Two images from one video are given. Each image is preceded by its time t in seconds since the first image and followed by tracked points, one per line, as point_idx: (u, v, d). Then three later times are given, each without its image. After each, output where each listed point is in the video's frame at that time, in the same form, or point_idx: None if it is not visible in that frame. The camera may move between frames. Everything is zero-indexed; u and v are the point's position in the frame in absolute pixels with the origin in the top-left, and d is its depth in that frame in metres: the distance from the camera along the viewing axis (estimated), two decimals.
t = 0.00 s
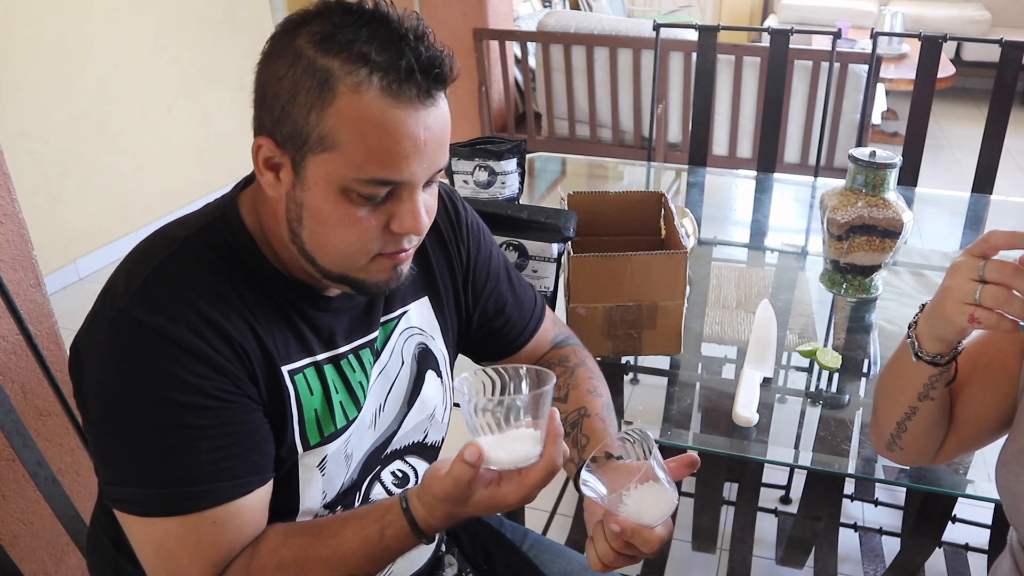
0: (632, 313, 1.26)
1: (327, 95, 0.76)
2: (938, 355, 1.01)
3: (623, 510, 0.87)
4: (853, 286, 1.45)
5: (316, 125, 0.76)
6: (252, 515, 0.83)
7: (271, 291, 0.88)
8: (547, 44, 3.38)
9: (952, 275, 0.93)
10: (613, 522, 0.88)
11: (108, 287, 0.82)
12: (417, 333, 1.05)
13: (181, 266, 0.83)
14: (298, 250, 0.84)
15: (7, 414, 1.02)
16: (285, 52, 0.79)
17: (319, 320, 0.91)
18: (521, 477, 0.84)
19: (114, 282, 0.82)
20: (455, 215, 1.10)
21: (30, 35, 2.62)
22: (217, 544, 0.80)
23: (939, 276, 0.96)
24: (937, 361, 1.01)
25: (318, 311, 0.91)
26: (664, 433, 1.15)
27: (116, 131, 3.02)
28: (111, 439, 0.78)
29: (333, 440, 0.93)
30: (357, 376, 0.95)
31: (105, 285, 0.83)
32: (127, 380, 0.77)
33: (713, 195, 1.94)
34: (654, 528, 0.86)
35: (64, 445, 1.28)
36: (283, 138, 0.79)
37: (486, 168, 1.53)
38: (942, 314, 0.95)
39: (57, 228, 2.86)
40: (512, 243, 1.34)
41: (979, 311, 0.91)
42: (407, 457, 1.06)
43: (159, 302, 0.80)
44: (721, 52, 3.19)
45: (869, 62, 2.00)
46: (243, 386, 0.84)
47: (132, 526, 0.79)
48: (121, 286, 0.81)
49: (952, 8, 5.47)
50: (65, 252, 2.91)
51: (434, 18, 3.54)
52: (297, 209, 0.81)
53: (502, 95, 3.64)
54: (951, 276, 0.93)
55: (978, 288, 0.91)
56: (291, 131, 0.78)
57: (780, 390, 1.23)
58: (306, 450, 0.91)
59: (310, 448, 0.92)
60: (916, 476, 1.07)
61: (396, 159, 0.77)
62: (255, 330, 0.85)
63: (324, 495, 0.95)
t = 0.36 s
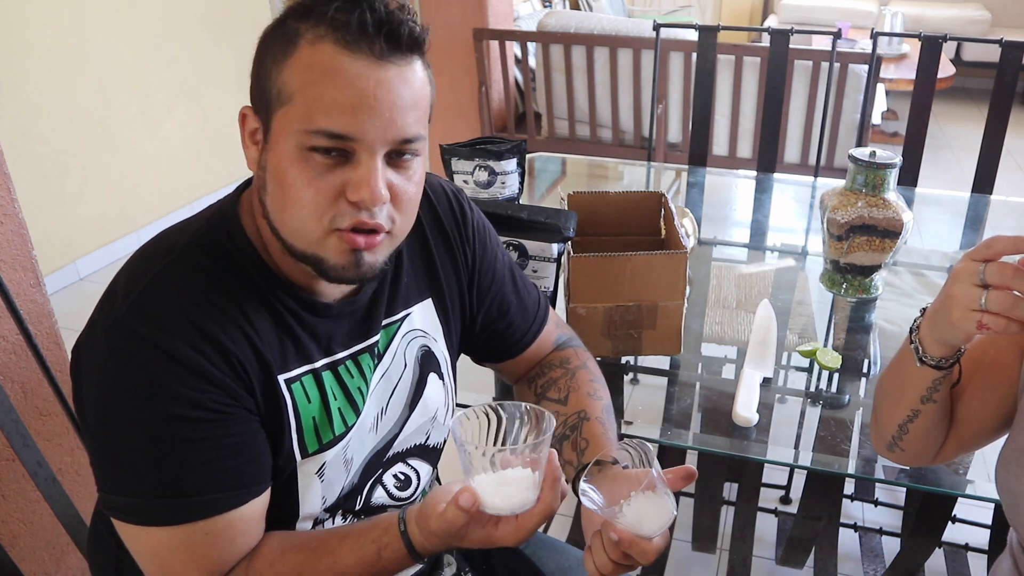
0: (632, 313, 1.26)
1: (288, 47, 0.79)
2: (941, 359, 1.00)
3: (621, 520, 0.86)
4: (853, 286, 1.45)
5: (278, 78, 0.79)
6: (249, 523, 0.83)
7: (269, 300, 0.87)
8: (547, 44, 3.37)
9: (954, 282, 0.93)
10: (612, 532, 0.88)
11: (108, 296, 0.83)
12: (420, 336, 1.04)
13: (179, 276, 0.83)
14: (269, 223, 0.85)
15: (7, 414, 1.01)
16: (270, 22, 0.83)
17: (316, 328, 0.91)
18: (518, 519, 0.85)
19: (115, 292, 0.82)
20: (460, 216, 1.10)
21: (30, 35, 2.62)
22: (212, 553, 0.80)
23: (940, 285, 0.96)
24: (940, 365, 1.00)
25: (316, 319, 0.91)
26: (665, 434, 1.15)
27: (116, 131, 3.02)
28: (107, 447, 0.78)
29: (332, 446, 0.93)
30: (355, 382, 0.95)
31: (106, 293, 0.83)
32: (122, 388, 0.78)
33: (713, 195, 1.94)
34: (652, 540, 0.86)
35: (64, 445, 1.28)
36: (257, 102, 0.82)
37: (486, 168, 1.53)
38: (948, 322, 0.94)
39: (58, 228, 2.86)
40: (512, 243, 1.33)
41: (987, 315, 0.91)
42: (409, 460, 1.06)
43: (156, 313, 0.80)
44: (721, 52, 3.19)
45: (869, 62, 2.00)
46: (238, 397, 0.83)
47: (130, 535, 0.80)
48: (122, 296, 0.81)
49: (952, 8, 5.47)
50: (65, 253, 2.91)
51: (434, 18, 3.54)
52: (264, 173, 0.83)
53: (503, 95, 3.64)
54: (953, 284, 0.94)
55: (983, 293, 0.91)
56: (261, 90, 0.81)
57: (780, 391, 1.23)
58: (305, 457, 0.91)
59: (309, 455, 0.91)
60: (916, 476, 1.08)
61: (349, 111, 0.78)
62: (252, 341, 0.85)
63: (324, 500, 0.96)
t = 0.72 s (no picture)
0: (632, 313, 1.26)
1: (303, 48, 0.79)
2: (942, 361, 1.00)
3: (624, 520, 0.86)
4: (853, 286, 1.45)
5: (290, 79, 0.80)
6: (253, 534, 0.83)
7: (276, 310, 0.87)
8: (547, 44, 3.37)
9: (955, 283, 0.93)
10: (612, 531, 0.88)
11: (112, 304, 0.82)
12: (424, 341, 1.04)
13: (186, 286, 0.82)
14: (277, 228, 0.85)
15: (7, 414, 1.01)
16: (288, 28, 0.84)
17: (323, 336, 0.91)
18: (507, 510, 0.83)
19: (119, 300, 0.82)
20: (465, 219, 1.10)
21: (30, 35, 2.62)
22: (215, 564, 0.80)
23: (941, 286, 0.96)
24: (941, 366, 1.00)
25: (324, 327, 0.91)
26: (667, 434, 1.15)
27: (115, 131, 3.02)
28: (112, 458, 0.78)
29: (337, 455, 0.93)
30: (359, 391, 0.95)
31: (110, 301, 0.82)
32: (128, 399, 0.77)
33: (713, 195, 1.94)
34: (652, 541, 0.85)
35: (64, 444, 1.28)
36: (270, 103, 0.83)
37: (486, 168, 1.53)
38: (948, 323, 0.94)
39: (57, 228, 2.86)
40: (512, 243, 1.33)
41: (988, 317, 0.91)
42: (414, 467, 1.07)
43: (162, 323, 0.80)
44: (721, 52, 3.19)
45: (869, 62, 2.00)
46: (245, 408, 0.83)
47: (134, 545, 0.80)
48: (126, 305, 0.81)
49: (952, 9, 5.47)
50: (65, 252, 2.91)
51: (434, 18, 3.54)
52: (274, 176, 0.83)
53: (503, 95, 3.64)
54: (953, 285, 0.93)
55: (983, 294, 0.91)
56: (275, 92, 0.82)
57: (780, 391, 1.23)
58: (310, 466, 0.92)
59: (314, 464, 0.92)
60: (916, 476, 1.08)
61: (360, 114, 0.78)
62: (259, 351, 0.85)
63: (329, 508, 0.96)
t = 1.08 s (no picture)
0: (632, 313, 1.26)
1: (316, 51, 0.80)
2: (942, 360, 1.00)
3: (623, 524, 0.87)
4: (853, 286, 1.45)
5: (301, 82, 0.80)
6: (260, 542, 0.83)
7: (280, 317, 0.87)
8: (547, 44, 3.37)
9: (955, 283, 0.93)
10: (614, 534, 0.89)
11: (115, 312, 0.82)
12: (427, 344, 1.04)
13: (189, 294, 0.82)
14: (285, 234, 0.85)
15: (7, 414, 1.01)
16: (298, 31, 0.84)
17: (326, 342, 0.91)
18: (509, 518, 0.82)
19: (121, 308, 0.82)
20: (466, 220, 1.10)
21: (29, 34, 2.61)
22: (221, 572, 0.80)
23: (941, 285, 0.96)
24: (941, 366, 1.00)
25: (327, 333, 0.91)
26: (668, 434, 1.15)
27: (115, 131, 3.02)
28: (117, 467, 0.78)
29: (341, 460, 0.94)
30: (363, 396, 0.96)
31: (113, 309, 0.82)
32: (132, 409, 0.77)
33: (713, 195, 1.94)
34: (654, 542, 0.86)
35: (64, 444, 1.28)
36: (279, 106, 0.82)
37: (486, 168, 1.53)
38: (948, 323, 0.94)
39: (57, 228, 2.86)
40: (512, 243, 1.33)
41: (987, 317, 0.91)
42: (418, 469, 1.06)
43: (165, 332, 0.80)
44: (721, 52, 3.19)
45: (869, 62, 1.99)
46: (249, 416, 0.83)
47: (139, 553, 0.79)
48: (128, 314, 0.81)
49: (952, 9, 5.47)
50: (64, 253, 2.91)
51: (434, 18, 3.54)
52: (283, 180, 0.83)
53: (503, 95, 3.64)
54: (954, 285, 0.93)
55: (984, 294, 0.91)
56: (285, 95, 0.82)
57: (780, 391, 1.23)
58: (315, 472, 0.92)
59: (319, 470, 0.92)
60: (916, 476, 1.08)
61: (373, 118, 0.78)
62: (262, 358, 0.85)
63: (334, 513, 0.96)
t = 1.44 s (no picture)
0: (632, 313, 1.26)
1: (310, 81, 0.77)
2: (942, 361, 1.00)
3: (621, 525, 0.86)
4: (853, 286, 1.45)
5: (298, 113, 0.77)
6: (255, 539, 0.83)
7: (276, 316, 0.87)
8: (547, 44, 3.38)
9: (955, 284, 0.93)
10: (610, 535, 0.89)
11: (113, 310, 0.82)
12: (424, 342, 1.04)
13: (186, 292, 0.83)
14: (289, 250, 0.84)
15: (7, 414, 1.01)
16: (285, 45, 0.81)
17: (322, 341, 0.91)
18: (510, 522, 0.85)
19: (119, 307, 0.82)
20: (463, 220, 1.10)
21: (29, 34, 2.61)
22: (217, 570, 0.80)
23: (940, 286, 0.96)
24: (941, 366, 1.00)
25: (323, 331, 0.91)
26: (669, 434, 1.15)
27: (115, 131, 3.02)
28: (114, 465, 0.78)
29: (337, 457, 0.94)
30: (359, 394, 0.96)
31: (110, 308, 0.82)
32: (130, 408, 0.77)
33: (713, 195, 1.94)
34: (649, 545, 0.86)
35: (64, 444, 1.28)
36: (274, 129, 0.80)
37: (486, 168, 1.53)
38: (948, 324, 0.94)
39: (57, 228, 2.86)
40: (512, 243, 1.33)
41: (986, 317, 0.91)
42: (415, 466, 1.07)
43: (162, 331, 0.80)
44: (721, 52, 3.19)
45: (869, 62, 1.99)
46: (246, 414, 0.83)
47: (135, 550, 0.79)
48: (125, 312, 0.81)
49: (951, 9, 5.48)
50: (65, 252, 2.91)
51: (434, 18, 3.54)
52: (286, 205, 0.81)
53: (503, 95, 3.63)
54: (953, 285, 0.93)
55: (983, 295, 0.91)
56: (281, 121, 0.79)
57: (780, 390, 1.23)
58: (312, 469, 0.92)
59: (316, 467, 0.92)
60: (916, 476, 1.08)
61: (376, 151, 0.76)
62: (258, 356, 0.85)
63: (331, 510, 0.96)
